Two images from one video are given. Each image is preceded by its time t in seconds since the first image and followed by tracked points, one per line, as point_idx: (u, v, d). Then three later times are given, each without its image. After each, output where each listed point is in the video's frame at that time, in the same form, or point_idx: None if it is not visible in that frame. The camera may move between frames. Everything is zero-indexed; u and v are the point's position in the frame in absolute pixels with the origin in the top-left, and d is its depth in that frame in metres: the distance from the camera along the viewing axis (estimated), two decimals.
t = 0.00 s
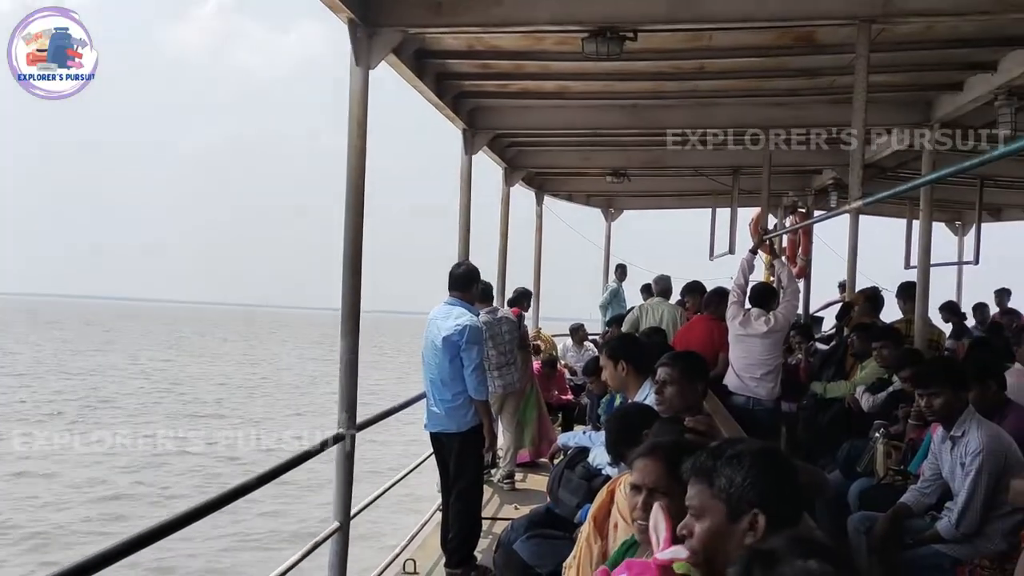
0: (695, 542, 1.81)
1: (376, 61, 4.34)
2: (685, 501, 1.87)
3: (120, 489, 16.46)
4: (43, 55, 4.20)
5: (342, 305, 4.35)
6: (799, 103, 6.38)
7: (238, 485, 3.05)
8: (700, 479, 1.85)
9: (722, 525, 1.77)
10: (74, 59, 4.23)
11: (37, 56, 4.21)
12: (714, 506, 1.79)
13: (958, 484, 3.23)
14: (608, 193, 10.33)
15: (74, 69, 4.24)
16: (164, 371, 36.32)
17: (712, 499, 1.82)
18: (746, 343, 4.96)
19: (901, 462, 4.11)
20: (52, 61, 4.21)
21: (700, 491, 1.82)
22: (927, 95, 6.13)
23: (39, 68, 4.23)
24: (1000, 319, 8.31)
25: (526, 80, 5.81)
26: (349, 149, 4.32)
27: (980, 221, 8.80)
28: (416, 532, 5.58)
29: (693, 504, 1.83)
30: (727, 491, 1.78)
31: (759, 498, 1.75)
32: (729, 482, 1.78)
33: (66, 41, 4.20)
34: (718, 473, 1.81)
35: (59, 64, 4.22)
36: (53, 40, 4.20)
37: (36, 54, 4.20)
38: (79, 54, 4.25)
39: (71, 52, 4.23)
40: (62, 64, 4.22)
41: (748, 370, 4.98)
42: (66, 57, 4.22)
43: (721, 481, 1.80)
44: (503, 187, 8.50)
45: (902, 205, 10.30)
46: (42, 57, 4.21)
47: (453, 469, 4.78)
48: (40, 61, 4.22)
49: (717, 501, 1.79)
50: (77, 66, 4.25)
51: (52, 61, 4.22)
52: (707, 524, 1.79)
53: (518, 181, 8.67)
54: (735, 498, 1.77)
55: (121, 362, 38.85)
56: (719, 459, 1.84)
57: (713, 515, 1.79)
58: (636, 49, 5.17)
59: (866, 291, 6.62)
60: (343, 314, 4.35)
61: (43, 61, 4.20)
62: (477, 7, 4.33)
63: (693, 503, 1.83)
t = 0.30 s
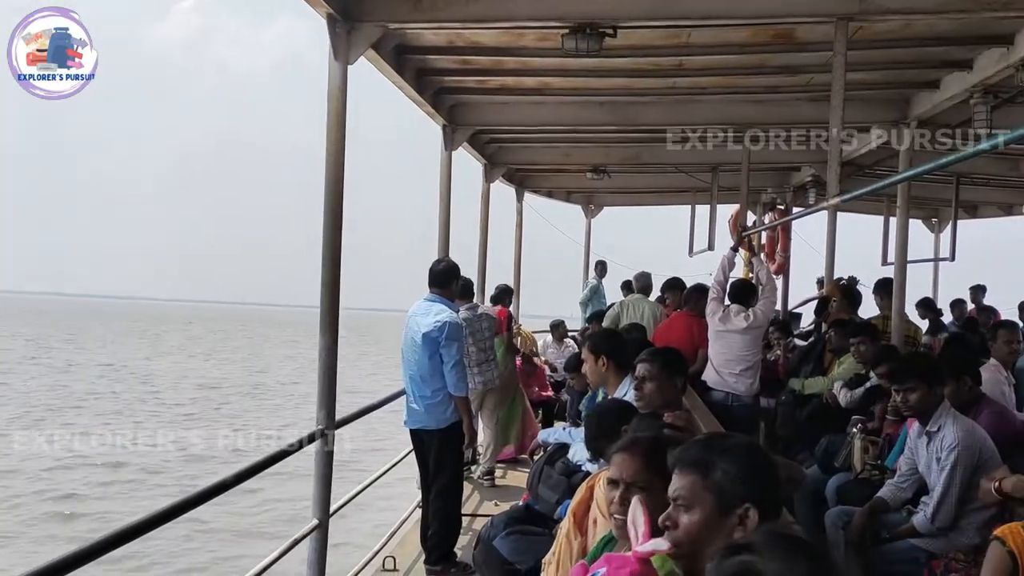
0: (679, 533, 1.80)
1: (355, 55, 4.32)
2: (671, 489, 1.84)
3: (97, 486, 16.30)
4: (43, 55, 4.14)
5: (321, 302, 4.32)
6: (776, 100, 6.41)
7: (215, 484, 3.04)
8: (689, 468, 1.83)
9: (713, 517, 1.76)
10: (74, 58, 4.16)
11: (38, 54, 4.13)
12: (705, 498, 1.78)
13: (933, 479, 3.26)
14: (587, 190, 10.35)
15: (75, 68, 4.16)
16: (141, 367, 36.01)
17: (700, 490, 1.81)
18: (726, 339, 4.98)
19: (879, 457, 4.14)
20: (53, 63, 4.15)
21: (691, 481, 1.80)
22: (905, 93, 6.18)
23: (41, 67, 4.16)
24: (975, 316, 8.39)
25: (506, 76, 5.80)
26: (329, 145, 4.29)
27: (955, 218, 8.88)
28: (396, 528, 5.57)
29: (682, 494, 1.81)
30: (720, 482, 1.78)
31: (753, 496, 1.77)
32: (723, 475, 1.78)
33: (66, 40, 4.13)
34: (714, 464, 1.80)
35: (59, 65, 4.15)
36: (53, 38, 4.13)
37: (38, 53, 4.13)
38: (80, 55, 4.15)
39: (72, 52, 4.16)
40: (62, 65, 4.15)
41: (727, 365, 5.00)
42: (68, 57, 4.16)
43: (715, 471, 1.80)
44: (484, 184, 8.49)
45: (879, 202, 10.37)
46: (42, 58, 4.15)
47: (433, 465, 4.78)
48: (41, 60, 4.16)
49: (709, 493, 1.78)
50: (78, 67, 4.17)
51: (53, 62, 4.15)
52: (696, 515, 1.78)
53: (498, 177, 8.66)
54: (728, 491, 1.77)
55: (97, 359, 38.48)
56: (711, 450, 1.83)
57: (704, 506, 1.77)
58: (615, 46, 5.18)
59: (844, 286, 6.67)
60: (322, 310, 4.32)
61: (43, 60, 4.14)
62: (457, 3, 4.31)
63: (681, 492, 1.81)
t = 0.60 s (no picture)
0: (675, 527, 1.80)
1: (339, 51, 4.29)
2: (670, 481, 1.84)
3: (77, 483, 16.18)
4: (42, 55, 4.12)
5: (303, 298, 4.30)
6: (759, 98, 6.44)
7: (196, 481, 3.02)
8: (693, 463, 1.83)
9: (713, 514, 1.77)
10: (74, 58, 4.16)
11: (37, 54, 4.12)
12: (707, 494, 1.79)
13: (913, 475, 3.28)
14: (571, 187, 10.36)
15: (75, 69, 4.16)
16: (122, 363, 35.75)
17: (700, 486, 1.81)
18: (708, 336, 5.00)
19: (859, 453, 4.16)
20: (54, 63, 4.14)
21: (694, 475, 1.81)
22: (886, 92, 6.22)
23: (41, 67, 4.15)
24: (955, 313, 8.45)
25: (489, 73, 5.79)
26: (311, 140, 4.27)
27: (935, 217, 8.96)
28: (378, 525, 5.56)
29: (683, 487, 1.81)
30: (724, 480, 1.79)
31: (753, 500, 1.79)
32: (728, 474, 1.79)
33: (66, 39, 4.13)
34: (721, 462, 1.81)
35: (60, 65, 4.14)
36: (54, 38, 4.12)
37: (37, 53, 4.12)
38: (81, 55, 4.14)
39: (71, 52, 4.16)
40: (62, 64, 4.15)
41: (710, 362, 5.02)
42: (68, 57, 4.16)
43: (720, 469, 1.80)
44: (467, 181, 8.48)
45: (861, 201, 10.43)
46: (41, 57, 4.13)
47: (416, 462, 4.76)
48: (41, 61, 4.14)
49: (712, 490, 1.78)
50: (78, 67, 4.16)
51: (54, 62, 4.14)
52: (697, 510, 1.78)
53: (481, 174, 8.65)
54: (732, 490, 1.78)
55: (77, 354, 38.17)
56: (716, 447, 1.84)
57: (706, 502, 1.78)
58: (598, 43, 5.18)
59: (824, 284, 6.71)
60: (304, 307, 4.30)
61: (43, 60, 4.12)
62: None
63: (682, 486, 1.81)
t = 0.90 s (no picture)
0: (671, 527, 1.80)
1: (326, 49, 4.27)
2: (666, 481, 1.83)
3: (61, 481, 16.05)
4: (43, 55, 4.13)
5: (289, 298, 4.29)
6: (746, 100, 6.46)
7: (181, 480, 3.01)
8: (694, 464, 1.83)
9: (711, 517, 1.79)
10: (74, 57, 4.15)
11: (38, 53, 4.12)
12: (705, 497, 1.80)
13: (896, 475, 3.31)
14: (558, 187, 10.38)
15: (75, 67, 4.14)
16: (106, 361, 35.54)
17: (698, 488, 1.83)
18: (692, 336, 5.02)
19: (842, 453, 4.20)
20: (54, 60, 4.14)
21: (692, 477, 1.81)
22: (871, 95, 6.26)
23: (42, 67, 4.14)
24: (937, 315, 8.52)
25: (477, 72, 5.79)
26: (298, 138, 4.26)
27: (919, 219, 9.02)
28: (363, 525, 5.55)
29: (681, 489, 1.81)
30: (724, 485, 1.81)
31: (746, 504, 1.82)
32: (731, 480, 1.82)
33: (66, 37, 4.13)
34: (720, 465, 1.83)
35: (61, 63, 4.14)
36: (54, 37, 4.12)
37: (38, 53, 4.11)
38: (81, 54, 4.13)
39: (72, 52, 4.16)
40: (62, 63, 4.14)
41: (693, 362, 5.04)
42: (69, 57, 4.15)
43: (723, 475, 1.82)
44: (454, 180, 8.47)
45: (844, 202, 10.49)
46: (42, 58, 4.14)
47: (401, 461, 4.76)
48: (41, 60, 4.14)
49: (713, 495, 1.80)
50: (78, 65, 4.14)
51: (53, 60, 4.14)
52: (694, 512, 1.80)
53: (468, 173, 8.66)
54: (732, 497, 1.81)
55: (60, 352, 37.92)
56: (717, 452, 1.85)
57: (705, 505, 1.80)
58: (585, 43, 5.19)
59: (808, 286, 6.75)
60: (290, 307, 4.29)
61: (43, 60, 4.13)
62: None
63: (680, 487, 1.81)
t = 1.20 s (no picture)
0: (657, 530, 1.81)
1: (316, 50, 4.27)
2: (653, 484, 1.84)
3: (47, 480, 15.93)
4: (42, 55, 4.11)
5: (278, 297, 4.28)
6: (736, 102, 6.48)
7: (170, 479, 3.00)
8: (682, 467, 1.83)
9: (697, 519, 1.80)
10: (74, 58, 4.13)
11: (37, 53, 4.11)
12: (691, 500, 1.81)
13: (881, 477, 3.33)
14: (548, 188, 10.38)
15: (75, 68, 4.13)
16: (92, 359, 35.33)
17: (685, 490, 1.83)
18: (679, 336, 5.03)
19: (830, 455, 4.21)
20: (54, 62, 4.12)
21: (679, 479, 1.82)
22: (859, 98, 6.29)
23: (41, 67, 4.13)
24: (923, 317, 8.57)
25: (467, 73, 5.79)
26: (287, 138, 4.25)
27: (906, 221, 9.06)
28: (352, 524, 5.54)
29: (667, 492, 1.82)
30: (709, 488, 1.82)
31: (732, 506, 1.84)
32: (716, 482, 1.82)
33: (67, 38, 4.11)
34: (706, 467, 1.84)
35: (61, 65, 4.12)
36: (54, 37, 4.10)
37: (39, 52, 4.10)
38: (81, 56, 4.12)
39: (71, 52, 4.14)
40: (63, 64, 4.12)
41: (681, 363, 5.05)
42: (67, 57, 4.13)
43: (708, 477, 1.83)
44: (444, 180, 8.47)
45: (832, 204, 10.54)
46: (41, 57, 4.13)
47: (389, 463, 4.76)
48: (40, 60, 4.13)
49: (698, 498, 1.81)
50: (77, 67, 4.13)
51: (54, 61, 4.12)
52: (681, 515, 1.80)
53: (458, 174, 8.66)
54: (717, 499, 1.81)
55: (46, 350, 37.66)
56: (704, 453, 1.86)
57: (691, 508, 1.81)
58: (574, 45, 5.20)
59: (796, 288, 6.78)
60: (279, 307, 4.28)
61: (43, 60, 4.11)
62: None
63: (666, 490, 1.82)
